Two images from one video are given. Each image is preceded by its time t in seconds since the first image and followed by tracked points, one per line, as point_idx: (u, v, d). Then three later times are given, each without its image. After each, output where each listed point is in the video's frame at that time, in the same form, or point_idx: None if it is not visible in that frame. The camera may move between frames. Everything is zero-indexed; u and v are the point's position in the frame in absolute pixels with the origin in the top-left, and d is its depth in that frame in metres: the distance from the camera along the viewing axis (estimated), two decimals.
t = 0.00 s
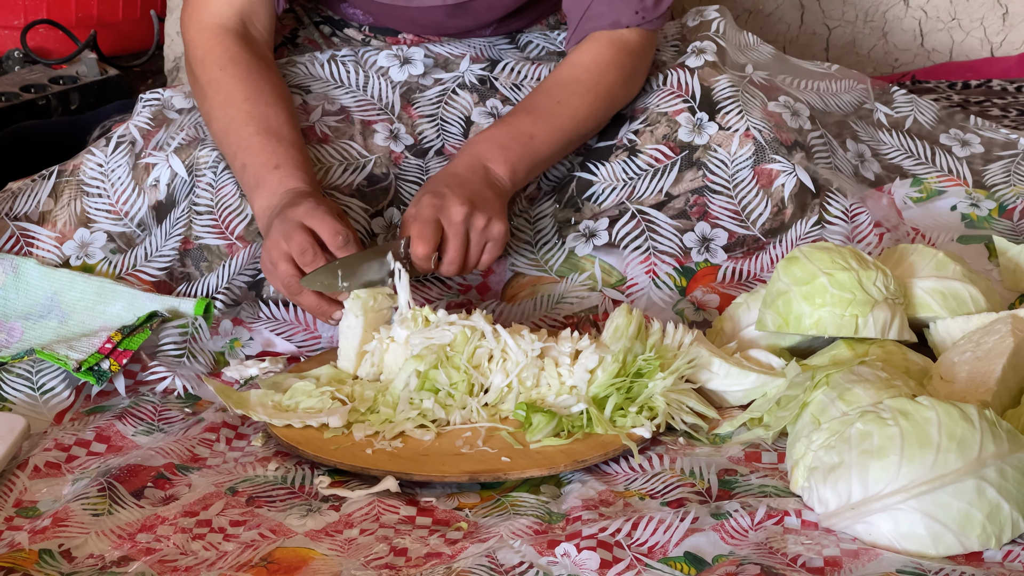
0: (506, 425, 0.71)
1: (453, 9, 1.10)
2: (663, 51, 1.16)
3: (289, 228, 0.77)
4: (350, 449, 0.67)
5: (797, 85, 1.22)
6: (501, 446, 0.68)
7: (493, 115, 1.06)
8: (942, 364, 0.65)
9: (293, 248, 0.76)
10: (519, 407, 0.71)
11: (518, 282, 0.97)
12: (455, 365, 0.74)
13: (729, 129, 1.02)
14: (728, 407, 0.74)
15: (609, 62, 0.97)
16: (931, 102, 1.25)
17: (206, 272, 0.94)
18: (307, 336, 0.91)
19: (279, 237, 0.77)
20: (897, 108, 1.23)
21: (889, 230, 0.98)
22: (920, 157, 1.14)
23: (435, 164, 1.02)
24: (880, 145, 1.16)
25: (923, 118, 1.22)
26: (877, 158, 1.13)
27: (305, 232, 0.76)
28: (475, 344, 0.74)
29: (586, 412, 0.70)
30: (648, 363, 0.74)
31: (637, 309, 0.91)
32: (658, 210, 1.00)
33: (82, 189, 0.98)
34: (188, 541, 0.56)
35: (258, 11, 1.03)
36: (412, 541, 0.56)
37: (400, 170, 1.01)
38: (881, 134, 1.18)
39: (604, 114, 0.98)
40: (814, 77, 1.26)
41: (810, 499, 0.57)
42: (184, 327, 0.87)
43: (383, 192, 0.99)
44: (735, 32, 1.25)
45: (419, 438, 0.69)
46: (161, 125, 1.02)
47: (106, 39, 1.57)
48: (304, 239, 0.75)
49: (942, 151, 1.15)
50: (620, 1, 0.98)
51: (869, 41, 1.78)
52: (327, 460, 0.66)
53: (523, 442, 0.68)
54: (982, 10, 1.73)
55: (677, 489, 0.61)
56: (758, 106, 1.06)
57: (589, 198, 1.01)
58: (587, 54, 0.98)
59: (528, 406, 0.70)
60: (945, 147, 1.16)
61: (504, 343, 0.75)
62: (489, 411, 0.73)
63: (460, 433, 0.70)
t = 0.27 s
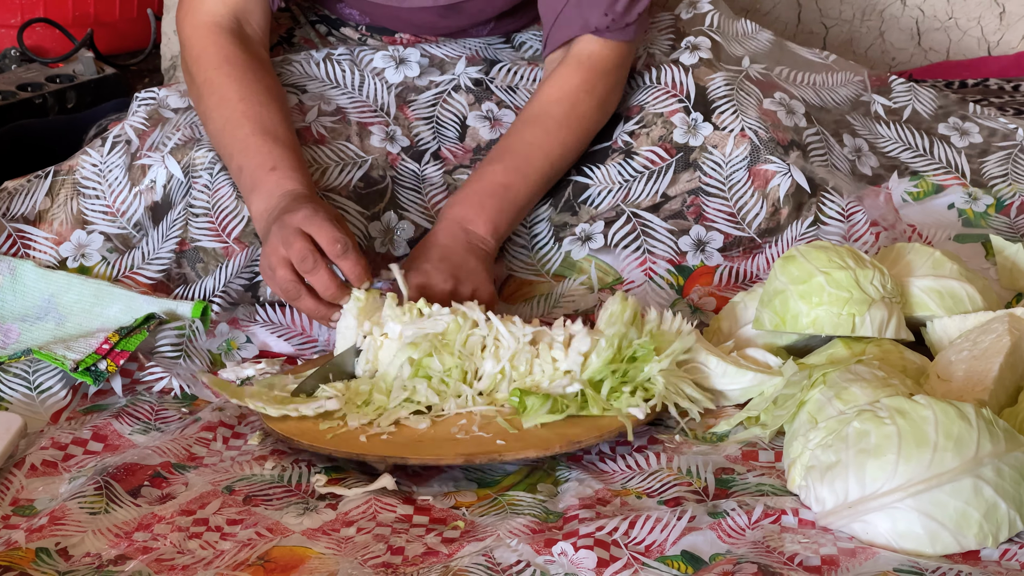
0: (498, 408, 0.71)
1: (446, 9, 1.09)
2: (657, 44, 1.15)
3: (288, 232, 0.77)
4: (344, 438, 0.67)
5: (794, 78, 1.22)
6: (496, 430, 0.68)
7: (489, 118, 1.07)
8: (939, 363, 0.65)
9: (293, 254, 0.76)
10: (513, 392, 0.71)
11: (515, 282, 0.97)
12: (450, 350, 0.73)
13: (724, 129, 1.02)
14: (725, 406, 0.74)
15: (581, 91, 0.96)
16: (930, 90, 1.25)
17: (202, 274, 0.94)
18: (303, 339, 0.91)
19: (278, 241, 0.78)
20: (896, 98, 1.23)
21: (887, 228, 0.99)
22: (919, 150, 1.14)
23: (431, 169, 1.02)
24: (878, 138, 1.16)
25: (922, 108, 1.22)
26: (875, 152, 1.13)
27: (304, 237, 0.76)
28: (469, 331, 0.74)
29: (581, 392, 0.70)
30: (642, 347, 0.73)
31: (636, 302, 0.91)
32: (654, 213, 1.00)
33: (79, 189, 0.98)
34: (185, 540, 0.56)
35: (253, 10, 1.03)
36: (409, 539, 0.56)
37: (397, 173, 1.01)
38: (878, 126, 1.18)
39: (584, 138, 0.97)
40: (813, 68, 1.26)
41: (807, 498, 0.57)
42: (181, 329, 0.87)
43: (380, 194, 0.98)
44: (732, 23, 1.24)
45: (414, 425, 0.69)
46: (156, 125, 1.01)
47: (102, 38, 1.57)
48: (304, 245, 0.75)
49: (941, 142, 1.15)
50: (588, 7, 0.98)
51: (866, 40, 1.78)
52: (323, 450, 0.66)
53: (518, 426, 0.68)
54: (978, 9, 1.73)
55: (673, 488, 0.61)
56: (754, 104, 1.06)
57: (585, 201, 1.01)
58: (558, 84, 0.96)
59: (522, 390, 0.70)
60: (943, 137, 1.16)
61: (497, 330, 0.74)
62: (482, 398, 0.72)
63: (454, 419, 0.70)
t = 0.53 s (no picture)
0: (499, 424, 0.71)
1: (447, 4, 1.10)
2: (656, 49, 1.16)
3: (282, 231, 0.76)
4: (343, 448, 0.67)
5: (791, 85, 1.22)
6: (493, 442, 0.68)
7: (487, 111, 1.06)
8: (935, 363, 0.66)
9: (286, 253, 0.74)
10: (514, 408, 0.71)
11: (512, 281, 0.97)
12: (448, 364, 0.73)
13: (722, 128, 1.02)
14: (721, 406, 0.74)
15: (602, 56, 0.98)
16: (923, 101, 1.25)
17: (200, 272, 0.94)
18: (301, 335, 0.91)
19: (274, 241, 0.76)
20: (892, 106, 1.23)
21: (883, 229, 0.99)
22: (913, 156, 1.14)
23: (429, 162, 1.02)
24: (874, 143, 1.16)
25: (916, 118, 1.22)
26: (870, 157, 1.13)
27: (298, 235, 0.75)
28: (469, 343, 0.74)
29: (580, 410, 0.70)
30: (645, 361, 0.73)
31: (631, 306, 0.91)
32: (652, 209, 1.00)
33: (76, 187, 0.97)
34: (182, 540, 0.56)
35: (250, 10, 1.03)
36: (406, 539, 0.56)
37: (394, 168, 1.00)
38: (876, 131, 1.18)
39: (596, 107, 0.98)
40: (807, 77, 1.26)
41: (803, 498, 0.57)
42: (178, 326, 0.87)
43: (377, 191, 0.99)
44: (728, 35, 1.25)
45: (412, 437, 0.69)
46: (154, 124, 1.01)
47: (98, 37, 1.56)
48: (297, 244, 0.74)
49: (935, 150, 1.15)
50: None
51: (862, 41, 1.78)
52: (321, 459, 0.66)
53: (517, 442, 0.68)
54: (975, 10, 1.74)
55: (670, 488, 0.61)
56: (752, 105, 1.06)
57: (583, 197, 1.01)
58: (580, 50, 0.97)
59: (524, 406, 0.70)
60: (939, 147, 1.16)
61: (499, 343, 0.74)
62: (482, 411, 0.72)
63: (453, 431, 0.70)
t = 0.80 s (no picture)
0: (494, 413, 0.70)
1: (440, 10, 1.09)
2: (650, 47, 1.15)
3: (284, 237, 0.77)
4: (337, 440, 0.67)
5: (786, 81, 1.23)
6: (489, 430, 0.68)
7: (485, 113, 1.06)
8: (932, 365, 0.66)
9: (289, 258, 0.76)
10: (509, 397, 0.70)
11: (509, 283, 0.97)
12: (444, 359, 0.73)
13: (718, 131, 1.03)
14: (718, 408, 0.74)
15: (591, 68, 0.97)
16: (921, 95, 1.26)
17: (196, 277, 0.94)
18: (298, 341, 0.91)
19: (275, 247, 0.78)
20: (887, 101, 1.24)
21: (879, 230, 0.99)
22: (910, 153, 1.14)
23: (427, 168, 1.02)
24: (870, 140, 1.16)
25: (914, 112, 1.22)
26: (867, 155, 1.13)
27: (300, 240, 0.76)
28: (463, 337, 0.73)
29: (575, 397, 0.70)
30: (642, 354, 0.72)
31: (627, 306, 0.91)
32: (647, 214, 1.00)
33: (72, 190, 0.98)
34: (179, 542, 0.56)
35: (247, 15, 1.03)
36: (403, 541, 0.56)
37: (392, 173, 1.01)
38: (871, 129, 1.18)
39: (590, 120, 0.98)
40: (806, 72, 1.27)
41: (800, 500, 0.57)
42: (176, 331, 0.88)
43: (374, 196, 0.98)
44: (724, 27, 1.25)
45: (407, 428, 0.69)
46: (151, 126, 1.01)
47: (96, 39, 1.57)
48: (299, 248, 0.75)
49: (932, 145, 1.16)
50: (589, 8, 0.98)
51: (859, 42, 1.78)
52: (316, 454, 0.66)
53: (512, 430, 0.68)
54: (971, 11, 1.74)
55: (667, 490, 0.61)
56: (748, 106, 1.07)
57: (579, 203, 1.00)
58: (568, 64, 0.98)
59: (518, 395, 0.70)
60: (935, 141, 1.17)
61: (493, 336, 0.73)
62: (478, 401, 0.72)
63: (448, 422, 0.70)
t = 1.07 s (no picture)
0: (493, 428, 0.71)
1: (441, 9, 1.09)
2: (650, 54, 1.16)
3: (283, 237, 0.75)
4: (337, 451, 0.67)
5: (784, 91, 1.22)
6: (487, 445, 0.68)
7: (484, 111, 1.06)
8: (929, 367, 0.66)
9: (288, 258, 0.74)
10: (510, 412, 0.71)
11: (505, 286, 0.98)
12: (444, 372, 0.73)
13: (716, 131, 1.03)
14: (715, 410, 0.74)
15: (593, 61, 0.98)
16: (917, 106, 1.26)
17: (194, 275, 0.94)
18: (295, 339, 0.91)
19: (275, 248, 0.76)
20: (884, 111, 1.24)
21: (877, 232, 0.99)
22: (907, 161, 1.14)
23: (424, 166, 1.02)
24: (867, 148, 1.16)
25: (910, 122, 1.22)
26: (864, 162, 1.14)
27: (299, 240, 0.75)
28: (465, 350, 0.74)
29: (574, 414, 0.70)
30: (641, 366, 0.73)
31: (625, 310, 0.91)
32: (645, 214, 1.00)
33: (70, 191, 0.97)
34: (175, 544, 0.56)
35: (246, 15, 1.03)
36: (400, 543, 0.56)
37: (389, 173, 1.01)
38: (868, 136, 1.19)
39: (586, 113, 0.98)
40: (800, 82, 1.27)
41: (797, 502, 0.57)
42: (172, 330, 0.87)
43: (371, 195, 0.99)
44: (722, 42, 1.26)
45: (405, 441, 0.69)
46: (149, 127, 1.01)
47: (94, 42, 1.57)
48: (299, 247, 0.74)
49: (929, 153, 1.16)
50: (605, 4, 0.99)
51: (857, 45, 1.79)
52: (315, 463, 0.66)
53: (510, 446, 0.68)
54: (968, 14, 1.75)
55: (664, 492, 0.61)
56: (745, 109, 1.07)
57: (576, 201, 1.00)
58: (572, 54, 0.98)
59: (521, 410, 0.70)
60: (932, 151, 1.16)
61: (494, 351, 0.74)
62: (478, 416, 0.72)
63: (447, 434, 0.70)
